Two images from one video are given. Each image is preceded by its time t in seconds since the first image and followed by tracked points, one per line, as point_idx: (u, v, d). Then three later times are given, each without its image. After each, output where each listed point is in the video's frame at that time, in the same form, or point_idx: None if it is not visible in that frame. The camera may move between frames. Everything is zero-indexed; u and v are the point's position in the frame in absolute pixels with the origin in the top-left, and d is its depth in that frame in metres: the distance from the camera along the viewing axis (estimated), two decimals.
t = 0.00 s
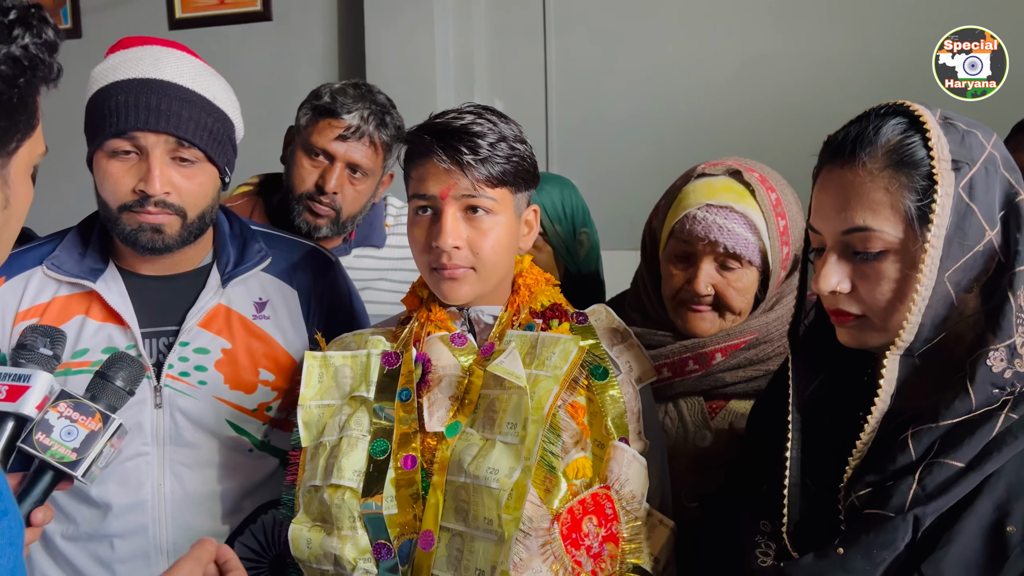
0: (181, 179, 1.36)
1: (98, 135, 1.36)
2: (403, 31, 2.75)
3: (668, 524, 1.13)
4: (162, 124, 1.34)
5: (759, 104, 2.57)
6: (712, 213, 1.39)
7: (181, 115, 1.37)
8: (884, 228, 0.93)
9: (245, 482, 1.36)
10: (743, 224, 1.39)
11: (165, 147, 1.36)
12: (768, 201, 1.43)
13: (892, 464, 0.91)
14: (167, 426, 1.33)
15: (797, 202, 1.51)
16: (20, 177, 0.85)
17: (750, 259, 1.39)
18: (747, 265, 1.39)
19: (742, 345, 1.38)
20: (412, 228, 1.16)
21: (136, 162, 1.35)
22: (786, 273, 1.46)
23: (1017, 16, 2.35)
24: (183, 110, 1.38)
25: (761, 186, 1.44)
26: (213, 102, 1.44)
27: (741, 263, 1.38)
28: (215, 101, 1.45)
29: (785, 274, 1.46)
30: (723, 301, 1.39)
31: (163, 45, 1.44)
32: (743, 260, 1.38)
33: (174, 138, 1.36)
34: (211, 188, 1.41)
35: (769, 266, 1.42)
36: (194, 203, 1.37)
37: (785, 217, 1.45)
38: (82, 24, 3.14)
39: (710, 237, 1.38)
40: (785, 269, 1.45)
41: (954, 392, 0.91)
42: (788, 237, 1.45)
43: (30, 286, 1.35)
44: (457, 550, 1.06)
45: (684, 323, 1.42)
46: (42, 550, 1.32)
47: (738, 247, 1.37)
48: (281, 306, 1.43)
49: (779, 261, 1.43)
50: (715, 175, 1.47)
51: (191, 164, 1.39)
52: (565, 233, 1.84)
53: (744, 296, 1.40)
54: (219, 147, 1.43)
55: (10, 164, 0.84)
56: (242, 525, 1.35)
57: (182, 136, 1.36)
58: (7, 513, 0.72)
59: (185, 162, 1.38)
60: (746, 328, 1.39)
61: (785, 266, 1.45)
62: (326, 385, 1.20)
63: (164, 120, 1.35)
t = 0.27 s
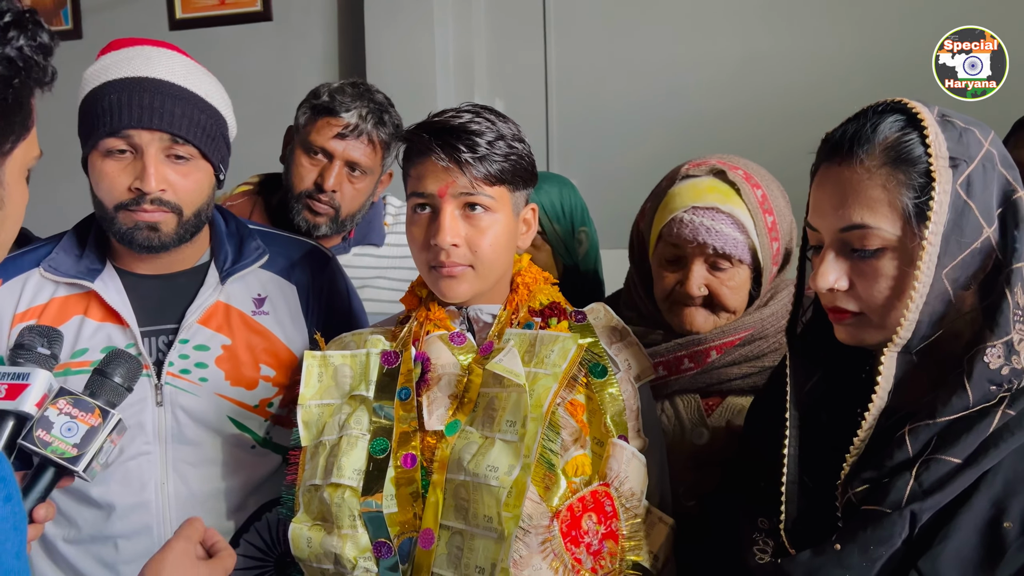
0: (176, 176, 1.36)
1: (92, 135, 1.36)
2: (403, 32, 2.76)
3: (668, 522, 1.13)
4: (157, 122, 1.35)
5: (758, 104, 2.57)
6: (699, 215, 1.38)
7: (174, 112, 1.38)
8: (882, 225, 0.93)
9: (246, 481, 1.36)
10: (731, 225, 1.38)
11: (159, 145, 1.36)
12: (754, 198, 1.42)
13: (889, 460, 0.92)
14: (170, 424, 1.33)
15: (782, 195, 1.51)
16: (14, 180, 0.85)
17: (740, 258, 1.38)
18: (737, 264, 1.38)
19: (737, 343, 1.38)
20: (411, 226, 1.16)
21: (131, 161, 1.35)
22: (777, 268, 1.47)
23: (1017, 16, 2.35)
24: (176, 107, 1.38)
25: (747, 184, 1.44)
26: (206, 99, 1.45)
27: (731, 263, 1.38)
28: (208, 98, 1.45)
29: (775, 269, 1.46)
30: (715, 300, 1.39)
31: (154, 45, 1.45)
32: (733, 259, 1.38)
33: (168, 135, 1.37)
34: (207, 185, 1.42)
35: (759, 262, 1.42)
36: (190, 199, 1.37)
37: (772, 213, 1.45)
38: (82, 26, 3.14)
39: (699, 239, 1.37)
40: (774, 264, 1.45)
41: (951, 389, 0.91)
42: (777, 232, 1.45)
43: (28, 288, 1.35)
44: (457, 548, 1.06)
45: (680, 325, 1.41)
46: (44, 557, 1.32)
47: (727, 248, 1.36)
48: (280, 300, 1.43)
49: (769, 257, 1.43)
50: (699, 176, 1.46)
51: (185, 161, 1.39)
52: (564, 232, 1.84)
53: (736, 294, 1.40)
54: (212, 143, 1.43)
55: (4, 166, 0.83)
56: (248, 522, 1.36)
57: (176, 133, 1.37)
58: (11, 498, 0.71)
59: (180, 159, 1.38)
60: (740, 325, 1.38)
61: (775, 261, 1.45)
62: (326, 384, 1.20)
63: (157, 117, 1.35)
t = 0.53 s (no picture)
0: (180, 177, 1.37)
1: (96, 136, 1.36)
2: (403, 32, 2.77)
3: (666, 521, 1.14)
4: (160, 123, 1.35)
5: (758, 103, 2.57)
6: (683, 216, 1.38)
7: (177, 113, 1.38)
8: (880, 224, 0.92)
9: (251, 479, 1.37)
10: (715, 223, 1.38)
11: (163, 146, 1.37)
12: (735, 195, 1.43)
13: (887, 458, 0.91)
14: (173, 424, 1.34)
15: (763, 189, 1.52)
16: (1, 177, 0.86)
17: (727, 255, 1.38)
18: (725, 261, 1.38)
19: (732, 342, 1.38)
20: (409, 226, 1.17)
21: (135, 162, 1.36)
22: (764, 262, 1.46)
23: (1017, 16, 2.35)
24: (179, 108, 1.39)
25: (727, 181, 1.44)
26: (208, 100, 1.46)
27: (719, 260, 1.37)
28: (211, 99, 1.46)
29: (763, 263, 1.46)
30: (706, 297, 1.38)
31: (156, 46, 1.45)
32: (721, 256, 1.37)
33: (172, 137, 1.37)
34: (210, 187, 1.42)
35: (746, 259, 1.41)
36: (194, 200, 1.38)
37: (755, 209, 1.45)
38: (83, 27, 3.16)
39: (684, 240, 1.36)
40: (761, 260, 1.45)
41: (949, 386, 0.90)
42: (761, 228, 1.45)
43: (30, 289, 1.36)
44: (455, 546, 1.06)
45: (673, 325, 1.40)
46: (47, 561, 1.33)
47: (713, 246, 1.36)
48: (283, 300, 1.44)
49: (755, 253, 1.43)
50: (680, 178, 1.45)
51: (189, 162, 1.39)
52: (561, 231, 1.85)
53: (727, 292, 1.39)
54: (215, 144, 1.44)
55: None
56: (252, 522, 1.36)
57: (179, 134, 1.37)
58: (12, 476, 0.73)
59: (184, 160, 1.38)
60: (734, 324, 1.39)
61: (761, 257, 1.45)
62: (325, 384, 1.20)
63: (161, 118, 1.36)
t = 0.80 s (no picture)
0: (182, 185, 1.37)
1: (96, 145, 1.36)
2: (401, 33, 2.77)
3: (662, 519, 1.14)
4: (162, 132, 1.36)
5: (757, 104, 2.57)
6: (675, 206, 1.39)
7: (178, 121, 1.39)
8: (878, 223, 0.91)
9: (251, 480, 1.37)
10: (707, 212, 1.39)
11: (164, 154, 1.37)
12: (727, 185, 1.44)
13: (885, 455, 0.90)
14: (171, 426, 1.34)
15: (754, 186, 1.53)
16: None
17: (721, 244, 1.38)
18: (719, 251, 1.38)
19: (728, 339, 1.39)
20: (406, 227, 1.17)
21: (136, 170, 1.36)
22: (756, 254, 1.46)
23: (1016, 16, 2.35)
24: (180, 116, 1.39)
25: (718, 173, 1.45)
26: (208, 107, 1.46)
27: (713, 249, 1.38)
28: (212, 106, 1.47)
29: (755, 256, 1.46)
30: (702, 287, 1.38)
31: (155, 53, 1.46)
32: (714, 245, 1.38)
33: (173, 145, 1.38)
34: (211, 193, 1.42)
35: (738, 248, 1.42)
36: (195, 207, 1.38)
37: (745, 200, 1.46)
38: (80, 29, 3.16)
39: (677, 229, 1.37)
40: (753, 251, 1.46)
41: (947, 384, 0.89)
42: (751, 218, 1.46)
43: (29, 292, 1.36)
44: (452, 545, 1.07)
45: (668, 318, 1.40)
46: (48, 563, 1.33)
47: (706, 234, 1.37)
48: (280, 304, 1.44)
49: (747, 243, 1.43)
50: (671, 170, 1.48)
51: (190, 169, 1.40)
52: (557, 232, 1.85)
53: (722, 281, 1.38)
54: (216, 151, 1.44)
55: None
56: (250, 523, 1.36)
57: (180, 143, 1.38)
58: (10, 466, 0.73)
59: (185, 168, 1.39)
60: (729, 322, 1.40)
61: (754, 248, 1.45)
62: (322, 385, 1.21)
63: (163, 127, 1.36)
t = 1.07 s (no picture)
0: (175, 188, 1.37)
1: (88, 147, 1.36)
2: (398, 34, 2.77)
3: (662, 518, 1.14)
4: (155, 134, 1.35)
5: (755, 103, 2.57)
6: (672, 198, 1.40)
7: (172, 123, 1.38)
8: (880, 220, 0.90)
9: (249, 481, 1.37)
10: (705, 202, 1.40)
11: (157, 156, 1.37)
12: (722, 177, 1.45)
13: (888, 455, 0.90)
14: (167, 428, 1.34)
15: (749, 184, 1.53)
16: None
17: (719, 236, 1.39)
18: (717, 243, 1.39)
19: (727, 338, 1.39)
20: (403, 226, 1.16)
21: (129, 172, 1.35)
22: (753, 248, 1.47)
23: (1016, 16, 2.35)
24: (173, 118, 1.39)
25: (714, 166, 1.47)
26: (201, 108, 1.46)
27: (711, 240, 1.38)
28: (204, 107, 1.46)
29: (752, 250, 1.47)
30: (702, 278, 1.37)
31: (146, 52, 1.45)
32: (713, 237, 1.38)
33: (166, 147, 1.37)
34: (204, 195, 1.42)
35: (736, 240, 1.42)
36: (188, 210, 1.38)
37: (741, 192, 1.47)
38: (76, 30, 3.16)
39: (675, 219, 1.38)
40: (749, 246, 1.45)
41: (950, 383, 0.89)
42: (748, 211, 1.47)
43: (20, 297, 1.35)
44: (451, 545, 1.07)
45: (668, 312, 1.39)
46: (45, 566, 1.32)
47: (704, 224, 1.37)
48: (273, 305, 1.44)
49: (744, 235, 1.43)
50: (669, 164, 1.50)
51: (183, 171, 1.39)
52: (555, 231, 1.85)
53: (721, 273, 1.38)
54: (209, 152, 1.44)
55: None
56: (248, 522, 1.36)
57: (173, 145, 1.37)
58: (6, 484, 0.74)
59: (178, 170, 1.38)
60: (728, 320, 1.40)
61: (750, 241, 1.46)
62: (320, 383, 1.20)
63: (156, 129, 1.36)
